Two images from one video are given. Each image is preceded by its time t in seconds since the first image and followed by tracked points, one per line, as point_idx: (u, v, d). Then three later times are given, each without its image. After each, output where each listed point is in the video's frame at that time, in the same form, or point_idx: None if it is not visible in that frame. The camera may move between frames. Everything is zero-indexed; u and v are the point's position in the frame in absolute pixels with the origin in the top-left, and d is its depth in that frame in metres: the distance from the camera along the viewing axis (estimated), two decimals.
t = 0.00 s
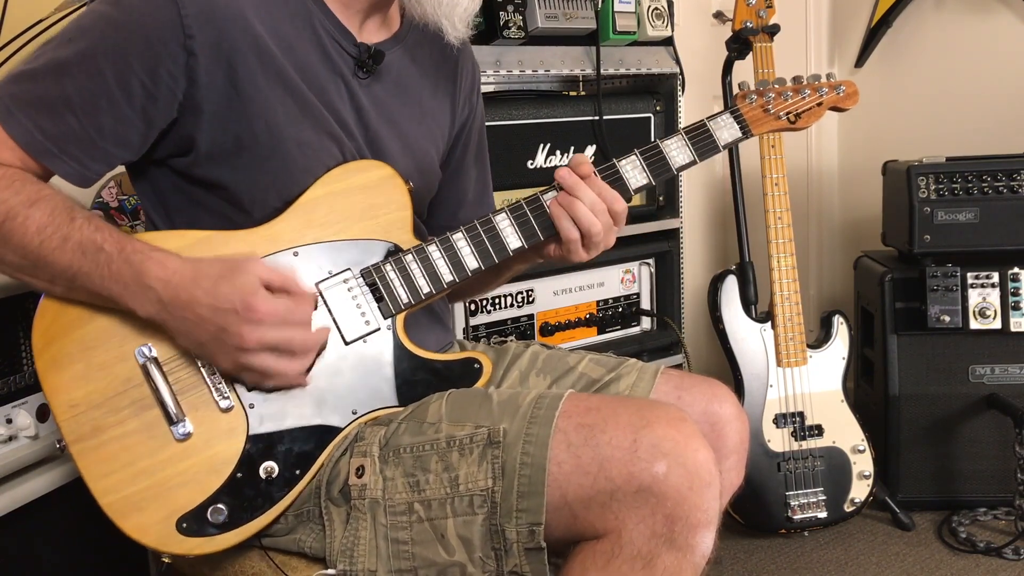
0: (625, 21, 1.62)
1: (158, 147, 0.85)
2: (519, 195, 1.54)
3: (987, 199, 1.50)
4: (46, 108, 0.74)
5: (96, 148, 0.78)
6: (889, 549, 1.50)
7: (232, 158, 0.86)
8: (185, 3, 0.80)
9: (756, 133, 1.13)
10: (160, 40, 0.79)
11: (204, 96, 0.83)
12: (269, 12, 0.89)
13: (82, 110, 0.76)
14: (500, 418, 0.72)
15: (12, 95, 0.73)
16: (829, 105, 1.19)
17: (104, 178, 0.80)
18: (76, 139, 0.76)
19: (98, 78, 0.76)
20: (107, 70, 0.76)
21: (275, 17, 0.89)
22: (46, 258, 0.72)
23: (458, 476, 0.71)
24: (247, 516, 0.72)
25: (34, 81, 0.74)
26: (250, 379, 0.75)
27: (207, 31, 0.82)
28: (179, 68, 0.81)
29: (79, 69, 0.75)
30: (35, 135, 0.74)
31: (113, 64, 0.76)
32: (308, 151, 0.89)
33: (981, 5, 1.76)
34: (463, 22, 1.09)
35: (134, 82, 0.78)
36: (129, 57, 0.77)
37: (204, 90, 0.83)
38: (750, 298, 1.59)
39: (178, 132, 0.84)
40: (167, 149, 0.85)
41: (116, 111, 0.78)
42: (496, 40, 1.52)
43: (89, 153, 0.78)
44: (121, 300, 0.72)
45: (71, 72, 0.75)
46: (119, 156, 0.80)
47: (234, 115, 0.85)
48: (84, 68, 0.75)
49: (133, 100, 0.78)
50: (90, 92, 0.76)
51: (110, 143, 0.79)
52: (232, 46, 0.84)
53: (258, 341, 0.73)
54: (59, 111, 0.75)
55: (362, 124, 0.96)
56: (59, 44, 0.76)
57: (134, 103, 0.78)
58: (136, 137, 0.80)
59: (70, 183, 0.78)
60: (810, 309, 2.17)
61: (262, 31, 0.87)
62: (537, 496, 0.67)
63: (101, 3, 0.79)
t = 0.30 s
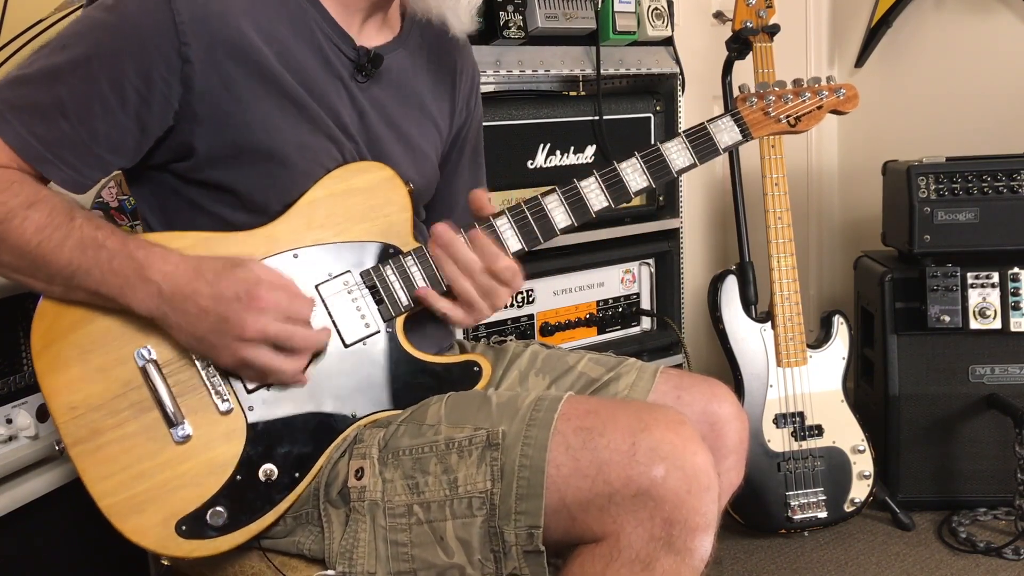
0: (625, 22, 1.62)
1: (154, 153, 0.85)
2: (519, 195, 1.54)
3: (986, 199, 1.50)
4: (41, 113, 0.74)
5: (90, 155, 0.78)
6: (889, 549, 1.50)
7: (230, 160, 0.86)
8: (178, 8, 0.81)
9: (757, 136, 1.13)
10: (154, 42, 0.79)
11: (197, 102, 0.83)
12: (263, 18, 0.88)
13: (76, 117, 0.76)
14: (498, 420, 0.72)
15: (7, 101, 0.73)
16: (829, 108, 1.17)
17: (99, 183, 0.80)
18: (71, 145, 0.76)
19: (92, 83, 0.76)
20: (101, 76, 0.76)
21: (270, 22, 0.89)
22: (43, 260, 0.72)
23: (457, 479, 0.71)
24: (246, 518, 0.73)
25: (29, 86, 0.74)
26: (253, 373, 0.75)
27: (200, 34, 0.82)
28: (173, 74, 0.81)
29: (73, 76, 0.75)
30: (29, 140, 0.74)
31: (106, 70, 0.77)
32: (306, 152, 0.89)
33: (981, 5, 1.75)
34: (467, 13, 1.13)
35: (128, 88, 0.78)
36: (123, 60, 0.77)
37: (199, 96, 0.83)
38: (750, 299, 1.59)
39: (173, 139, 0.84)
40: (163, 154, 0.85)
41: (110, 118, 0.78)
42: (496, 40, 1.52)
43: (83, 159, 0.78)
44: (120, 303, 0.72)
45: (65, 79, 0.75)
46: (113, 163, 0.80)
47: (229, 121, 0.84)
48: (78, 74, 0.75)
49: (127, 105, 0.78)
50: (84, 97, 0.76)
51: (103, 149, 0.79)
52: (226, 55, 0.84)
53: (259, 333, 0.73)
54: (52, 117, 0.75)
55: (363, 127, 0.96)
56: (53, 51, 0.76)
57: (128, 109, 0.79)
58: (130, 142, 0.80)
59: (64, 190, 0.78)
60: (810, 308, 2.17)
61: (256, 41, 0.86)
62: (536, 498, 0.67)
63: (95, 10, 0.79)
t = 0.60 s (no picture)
0: (625, 22, 1.62)
1: (155, 148, 0.85)
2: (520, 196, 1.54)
3: (986, 199, 1.50)
4: (42, 109, 0.74)
5: (91, 152, 0.78)
6: (889, 549, 1.51)
7: (231, 158, 0.86)
8: (178, 3, 0.81)
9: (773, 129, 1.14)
10: (154, 42, 0.79)
11: (200, 99, 0.83)
12: (264, 13, 0.88)
13: (77, 113, 0.76)
14: (500, 423, 0.72)
15: (5, 96, 0.73)
16: (851, 100, 1.22)
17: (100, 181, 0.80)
18: (71, 142, 0.77)
19: (93, 77, 0.76)
20: (101, 70, 0.77)
21: (273, 18, 0.89)
22: (45, 261, 0.72)
23: (457, 481, 0.71)
24: (248, 519, 0.73)
25: (30, 80, 0.74)
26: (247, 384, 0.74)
27: (201, 31, 0.82)
28: (174, 68, 0.81)
29: (73, 70, 0.75)
30: (28, 136, 0.74)
31: (107, 66, 0.77)
32: (310, 149, 0.88)
33: (981, 4, 1.76)
34: None
35: (128, 85, 0.78)
36: (123, 57, 0.77)
37: (200, 92, 0.83)
38: (750, 298, 1.59)
39: (174, 134, 0.84)
40: (163, 151, 0.85)
41: (110, 116, 0.78)
42: (495, 41, 1.52)
43: (85, 156, 0.78)
44: (121, 303, 0.72)
45: (64, 73, 0.75)
46: (113, 159, 0.80)
47: (230, 116, 0.85)
48: (79, 68, 0.76)
49: (128, 102, 0.78)
50: (85, 93, 0.76)
51: (105, 145, 0.79)
52: (225, 46, 0.84)
53: (244, 346, 0.72)
54: (52, 113, 0.75)
55: (365, 121, 0.96)
56: (53, 45, 0.76)
57: (129, 106, 0.79)
58: (131, 139, 0.80)
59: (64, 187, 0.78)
60: (810, 308, 2.17)
61: (257, 33, 0.87)
62: (536, 502, 0.68)
63: (95, 5, 0.79)
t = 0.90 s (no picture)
0: (625, 22, 1.62)
1: (155, 153, 0.85)
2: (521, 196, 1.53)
3: (987, 199, 1.50)
4: (44, 111, 0.75)
5: (91, 154, 0.78)
6: (889, 549, 1.51)
7: (231, 159, 0.86)
8: (181, 12, 0.81)
9: (759, 138, 1.13)
10: (156, 47, 0.79)
11: (200, 107, 0.83)
12: (263, 18, 0.88)
13: (77, 115, 0.76)
14: (501, 423, 0.72)
15: (7, 95, 0.74)
16: (834, 110, 1.19)
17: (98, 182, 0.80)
18: (70, 142, 0.76)
19: (94, 81, 0.76)
20: (103, 73, 0.77)
21: (272, 24, 0.89)
22: (47, 260, 0.72)
23: (458, 481, 0.71)
24: (247, 518, 0.73)
25: (31, 81, 0.74)
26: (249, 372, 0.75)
27: (203, 35, 0.82)
28: (173, 74, 0.81)
29: (75, 74, 0.76)
30: (29, 136, 0.74)
31: (109, 70, 0.77)
32: (306, 153, 0.88)
33: (980, 5, 1.76)
34: (455, 30, 1.03)
35: (128, 88, 0.78)
36: (124, 63, 0.77)
37: (200, 94, 0.83)
38: (750, 299, 1.59)
39: (173, 140, 0.84)
40: (162, 156, 0.85)
41: (111, 118, 0.78)
42: (495, 41, 1.52)
43: (83, 157, 0.78)
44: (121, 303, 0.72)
45: (66, 75, 0.75)
46: (113, 163, 0.80)
47: (231, 120, 0.85)
48: (81, 72, 0.76)
49: (128, 105, 0.78)
50: (86, 95, 0.76)
51: (104, 147, 0.79)
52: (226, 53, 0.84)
53: (245, 330, 0.72)
54: (52, 114, 0.75)
55: (364, 128, 0.96)
56: (54, 48, 0.76)
57: (129, 110, 0.79)
58: (130, 144, 0.80)
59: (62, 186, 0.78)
60: (810, 308, 2.17)
61: (257, 40, 0.86)
62: (537, 501, 0.67)
63: (99, 8, 0.79)
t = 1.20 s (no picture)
0: (625, 22, 1.62)
1: (157, 150, 0.85)
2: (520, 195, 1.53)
3: (987, 198, 1.50)
4: (47, 108, 0.75)
5: (94, 151, 0.78)
6: (889, 549, 1.50)
7: (231, 160, 0.86)
8: (186, 8, 0.81)
9: (761, 129, 1.14)
10: (159, 44, 0.79)
11: (204, 102, 0.83)
12: (266, 17, 0.88)
13: (79, 110, 0.76)
14: (500, 423, 0.72)
15: (9, 92, 0.74)
16: (836, 99, 1.19)
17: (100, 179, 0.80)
18: (72, 140, 0.76)
19: (97, 78, 0.76)
20: (106, 71, 0.76)
21: (274, 22, 0.89)
22: (46, 261, 0.72)
23: (457, 482, 0.71)
24: (246, 519, 0.73)
25: (33, 78, 0.74)
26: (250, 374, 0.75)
27: (208, 34, 0.82)
28: (178, 72, 0.81)
29: (78, 70, 0.75)
30: (32, 134, 0.74)
31: (113, 68, 0.77)
32: (307, 154, 0.88)
33: (981, 5, 1.76)
34: (459, 28, 1.04)
35: (132, 86, 0.78)
36: (128, 61, 0.77)
37: (201, 94, 0.83)
38: (750, 298, 1.59)
39: (175, 138, 0.84)
40: (163, 153, 0.85)
41: (115, 116, 0.78)
42: (495, 41, 1.52)
43: (83, 151, 0.78)
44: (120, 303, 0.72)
45: (70, 72, 0.75)
46: (116, 160, 0.80)
47: (232, 120, 0.85)
48: (84, 69, 0.76)
49: (131, 103, 0.78)
50: (90, 92, 0.76)
51: (107, 144, 0.79)
52: (233, 51, 0.84)
53: (243, 333, 0.72)
54: (55, 110, 0.75)
55: (364, 128, 0.96)
56: (58, 46, 0.76)
57: (132, 107, 0.79)
58: (134, 140, 0.81)
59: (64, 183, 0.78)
60: (810, 308, 2.17)
61: (263, 39, 0.87)
62: (537, 502, 0.68)
63: (101, 6, 0.79)
